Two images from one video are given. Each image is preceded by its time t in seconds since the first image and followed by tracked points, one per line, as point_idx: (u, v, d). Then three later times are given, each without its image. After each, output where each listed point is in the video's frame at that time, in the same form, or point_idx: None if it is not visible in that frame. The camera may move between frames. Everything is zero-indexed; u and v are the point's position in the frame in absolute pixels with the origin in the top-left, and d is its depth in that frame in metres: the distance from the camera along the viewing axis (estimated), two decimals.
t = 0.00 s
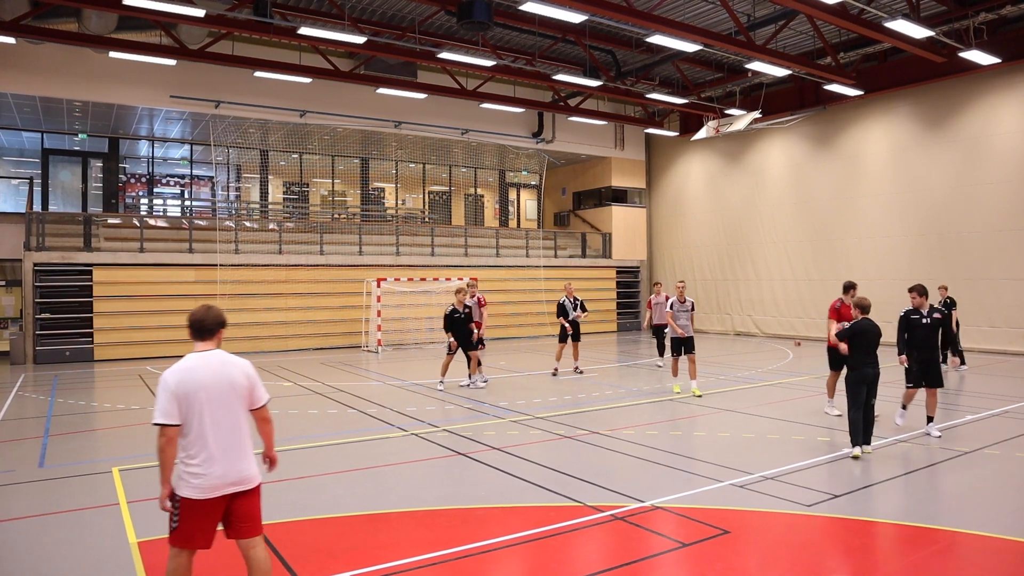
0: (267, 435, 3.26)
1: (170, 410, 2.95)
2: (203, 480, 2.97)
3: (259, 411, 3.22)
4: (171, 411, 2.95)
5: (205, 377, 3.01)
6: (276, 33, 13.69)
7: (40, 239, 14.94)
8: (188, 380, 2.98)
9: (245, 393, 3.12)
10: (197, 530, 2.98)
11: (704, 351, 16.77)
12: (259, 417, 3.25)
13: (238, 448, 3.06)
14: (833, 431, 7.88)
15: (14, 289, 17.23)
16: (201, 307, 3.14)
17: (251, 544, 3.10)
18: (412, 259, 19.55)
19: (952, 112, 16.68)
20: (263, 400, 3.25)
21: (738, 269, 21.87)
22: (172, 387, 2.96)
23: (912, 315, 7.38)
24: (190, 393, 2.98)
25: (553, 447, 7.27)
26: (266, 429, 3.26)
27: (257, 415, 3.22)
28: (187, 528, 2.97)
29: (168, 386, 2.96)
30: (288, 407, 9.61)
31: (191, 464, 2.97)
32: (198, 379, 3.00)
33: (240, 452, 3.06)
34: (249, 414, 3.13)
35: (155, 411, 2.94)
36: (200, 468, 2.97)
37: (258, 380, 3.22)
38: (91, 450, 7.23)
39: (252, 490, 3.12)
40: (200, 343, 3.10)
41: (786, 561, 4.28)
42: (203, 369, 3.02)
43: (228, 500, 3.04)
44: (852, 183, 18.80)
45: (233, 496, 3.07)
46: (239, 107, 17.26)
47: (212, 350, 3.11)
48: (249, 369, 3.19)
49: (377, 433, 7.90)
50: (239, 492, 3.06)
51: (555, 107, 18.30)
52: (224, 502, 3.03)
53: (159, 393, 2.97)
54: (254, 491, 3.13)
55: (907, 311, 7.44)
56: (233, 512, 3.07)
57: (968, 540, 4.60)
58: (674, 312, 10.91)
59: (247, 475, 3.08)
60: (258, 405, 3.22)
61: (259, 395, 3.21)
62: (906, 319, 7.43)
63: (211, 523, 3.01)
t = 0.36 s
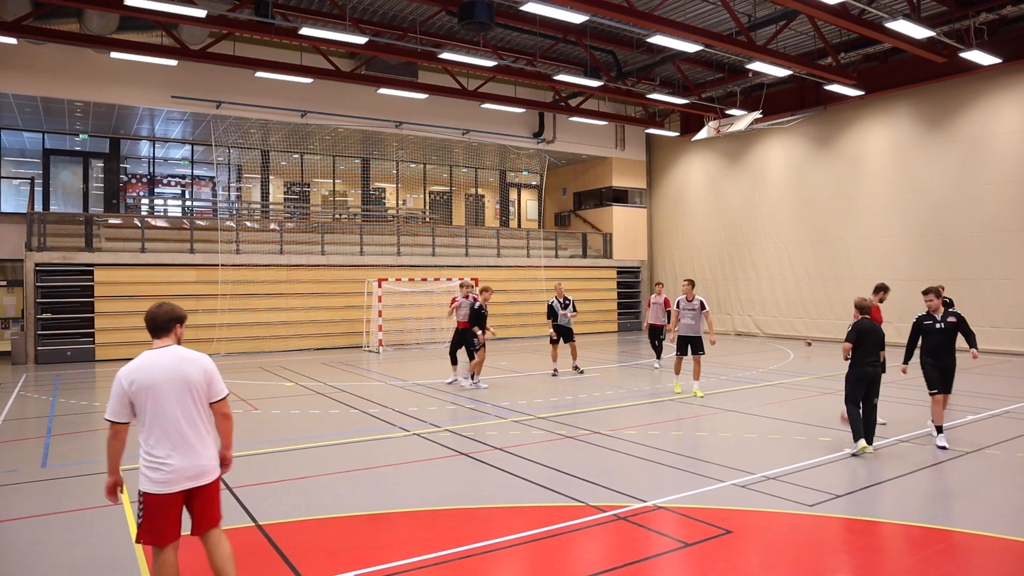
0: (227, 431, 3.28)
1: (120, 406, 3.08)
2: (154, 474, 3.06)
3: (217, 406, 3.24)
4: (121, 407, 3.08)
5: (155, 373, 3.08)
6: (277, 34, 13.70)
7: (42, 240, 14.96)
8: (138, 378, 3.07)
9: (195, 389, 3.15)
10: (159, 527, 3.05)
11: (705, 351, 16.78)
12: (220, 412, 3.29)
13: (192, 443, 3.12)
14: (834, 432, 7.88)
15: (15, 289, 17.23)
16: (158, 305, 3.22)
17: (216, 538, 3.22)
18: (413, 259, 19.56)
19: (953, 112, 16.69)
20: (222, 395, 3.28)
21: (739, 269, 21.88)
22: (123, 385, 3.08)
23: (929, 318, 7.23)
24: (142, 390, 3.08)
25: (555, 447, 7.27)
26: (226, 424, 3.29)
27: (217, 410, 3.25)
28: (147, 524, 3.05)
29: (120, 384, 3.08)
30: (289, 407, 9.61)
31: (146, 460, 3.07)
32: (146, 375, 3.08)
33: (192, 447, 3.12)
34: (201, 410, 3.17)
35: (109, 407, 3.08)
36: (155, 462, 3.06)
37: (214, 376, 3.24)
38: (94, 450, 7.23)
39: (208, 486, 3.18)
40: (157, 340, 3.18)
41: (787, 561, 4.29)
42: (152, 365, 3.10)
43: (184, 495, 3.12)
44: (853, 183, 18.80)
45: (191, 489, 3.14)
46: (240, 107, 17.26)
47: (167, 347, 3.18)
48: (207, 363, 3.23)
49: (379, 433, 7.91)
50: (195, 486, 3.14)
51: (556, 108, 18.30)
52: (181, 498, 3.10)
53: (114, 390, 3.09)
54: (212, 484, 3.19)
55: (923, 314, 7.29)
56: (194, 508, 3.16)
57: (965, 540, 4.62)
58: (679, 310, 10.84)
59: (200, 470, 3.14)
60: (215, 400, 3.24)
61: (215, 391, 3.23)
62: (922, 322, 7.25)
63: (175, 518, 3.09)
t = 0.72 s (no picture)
0: (204, 431, 3.33)
1: (99, 404, 3.20)
2: (129, 470, 3.18)
3: (192, 407, 3.30)
4: (101, 405, 3.20)
5: (132, 375, 3.19)
6: (277, 34, 13.69)
7: (41, 240, 14.98)
8: (115, 379, 3.18)
9: (168, 390, 3.23)
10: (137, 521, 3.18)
11: (705, 351, 16.79)
12: (196, 412, 3.34)
13: (167, 442, 3.23)
14: (834, 431, 7.88)
15: (15, 289, 17.24)
16: (142, 306, 3.32)
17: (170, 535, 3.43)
18: (412, 259, 19.56)
19: (952, 112, 16.71)
20: (198, 396, 3.34)
21: (738, 269, 21.89)
22: (101, 383, 3.19)
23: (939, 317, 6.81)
24: (119, 390, 3.19)
25: (554, 447, 7.28)
26: (202, 425, 3.33)
27: (192, 410, 3.31)
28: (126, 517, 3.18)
29: (99, 383, 3.19)
30: (289, 407, 9.63)
31: (124, 458, 3.18)
32: (121, 375, 3.18)
33: (167, 446, 3.22)
34: (173, 410, 3.25)
35: (91, 405, 3.21)
36: (132, 461, 3.17)
37: (189, 377, 3.31)
38: (94, 451, 7.25)
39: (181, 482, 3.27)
40: (139, 342, 3.29)
41: (786, 560, 4.30)
42: (128, 366, 3.20)
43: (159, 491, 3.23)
44: (852, 183, 18.82)
45: (168, 486, 3.25)
46: (239, 108, 17.27)
47: (146, 349, 3.28)
48: (182, 366, 3.31)
49: (378, 433, 7.93)
50: (171, 484, 3.25)
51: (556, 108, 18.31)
52: (157, 495, 3.20)
53: (94, 389, 3.21)
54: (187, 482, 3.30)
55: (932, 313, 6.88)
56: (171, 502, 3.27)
57: (962, 539, 4.64)
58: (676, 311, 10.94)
59: (173, 467, 3.25)
60: (191, 401, 3.30)
61: (189, 392, 3.29)
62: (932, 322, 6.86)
63: (155, 514, 3.20)
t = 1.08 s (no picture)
0: (179, 429, 3.56)
1: (83, 392, 3.39)
2: (103, 458, 3.36)
3: (171, 405, 3.52)
4: (85, 394, 3.39)
5: (120, 368, 3.42)
6: (275, 34, 13.69)
7: (39, 240, 14.97)
8: (103, 370, 3.40)
9: (152, 386, 3.46)
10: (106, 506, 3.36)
11: (703, 351, 16.79)
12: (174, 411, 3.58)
13: (144, 434, 3.44)
14: (830, 431, 7.88)
15: (13, 290, 17.24)
16: (136, 304, 3.57)
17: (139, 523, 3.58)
18: (410, 259, 19.56)
19: (949, 112, 16.73)
20: (178, 395, 3.57)
21: (736, 268, 21.90)
22: (88, 372, 3.39)
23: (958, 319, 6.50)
24: (105, 381, 3.40)
25: (550, 447, 7.28)
26: (178, 423, 3.55)
27: (170, 408, 3.53)
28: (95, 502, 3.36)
29: (86, 373, 3.40)
30: (286, 407, 9.64)
31: (100, 445, 3.37)
32: (109, 366, 3.40)
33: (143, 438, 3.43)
34: (153, 405, 3.47)
35: (75, 393, 3.39)
36: (108, 449, 3.36)
37: (172, 376, 3.54)
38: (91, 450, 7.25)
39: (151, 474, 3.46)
40: (130, 338, 3.53)
41: (779, 558, 4.31)
42: (116, 359, 3.42)
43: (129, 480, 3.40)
44: (850, 183, 18.83)
45: (140, 476, 3.45)
46: (237, 108, 17.27)
47: (136, 345, 3.52)
48: (168, 365, 3.55)
49: (374, 433, 7.95)
50: (143, 474, 3.45)
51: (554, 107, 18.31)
52: (127, 483, 3.39)
53: (80, 378, 3.40)
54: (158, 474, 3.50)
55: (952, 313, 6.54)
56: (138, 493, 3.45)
57: (957, 538, 4.65)
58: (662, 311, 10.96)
59: (147, 458, 3.45)
60: (170, 399, 3.53)
61: (170, 391, 3.52)
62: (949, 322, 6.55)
63: (121, 502, 3.39)
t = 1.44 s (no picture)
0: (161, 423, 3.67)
1: (67, 382, 3.46)
2: (85, 448, 3.45)
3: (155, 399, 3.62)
4: (69, 385, 3.46)
5: (105, 360, 3.51)
6: (271, 34, 13.67)
7: (35, 240, 14.95)
8: (87, 362, 3.48)
9: (136, 379, 3.56)
10: (87, 496, 3.46)
11: (701, 350, 16.76)
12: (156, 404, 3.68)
13: (125, 426, 3.52)
14: (825, 431, 7.84)
15: (10, 290, 17.22)
16: (122, 300, 3.69)
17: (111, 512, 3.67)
18: (408, 259, 19.54)
19: (947, 111, 16.69)
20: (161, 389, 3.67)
21: (734, 268, 21.89)
22: (71, 365, 3.47)
23: (977, 324, 6.08)
24: (89, 373, 3.48)
25: (543, 446, 7.25)
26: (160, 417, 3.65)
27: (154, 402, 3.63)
28: (76, 492, 3.45)
29: (70, 363, 3.47)
30: (281, 407, 9.62)
31: (81, 435, 3.46)
32: (94, 358, 3.50)
33: (125, 430, 3.51)
34: (138, 399, 3.57)
35: (58, 383, 3.46)
36: (88, 439, 3.44)
37: (156, 372, 3.66)
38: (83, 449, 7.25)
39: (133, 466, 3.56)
40: (116, 331, 3.65)
41: (770, 558, 4.29)
42: (102, 351, 3.52)
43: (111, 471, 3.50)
44: (848, 182, 18.80)
45: (118, 467, 3.53)
46: (234, 107, 17.27)
47: (122, 339, 3.63)
48: (152, 361, 3.65)
49: (368, 432, 7.93)
50: (122, 465, 3.53)
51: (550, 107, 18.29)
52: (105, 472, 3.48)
53: (63, 369, 3.48)
54: (136, 465, 3.58)
55: (969, 318, 6.13)
56: (119, 484, 3.53)
57: (949, 538, 4.62)
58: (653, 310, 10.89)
59: (127, 450, 3.52)
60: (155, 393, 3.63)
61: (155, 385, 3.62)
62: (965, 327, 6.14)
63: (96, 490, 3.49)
